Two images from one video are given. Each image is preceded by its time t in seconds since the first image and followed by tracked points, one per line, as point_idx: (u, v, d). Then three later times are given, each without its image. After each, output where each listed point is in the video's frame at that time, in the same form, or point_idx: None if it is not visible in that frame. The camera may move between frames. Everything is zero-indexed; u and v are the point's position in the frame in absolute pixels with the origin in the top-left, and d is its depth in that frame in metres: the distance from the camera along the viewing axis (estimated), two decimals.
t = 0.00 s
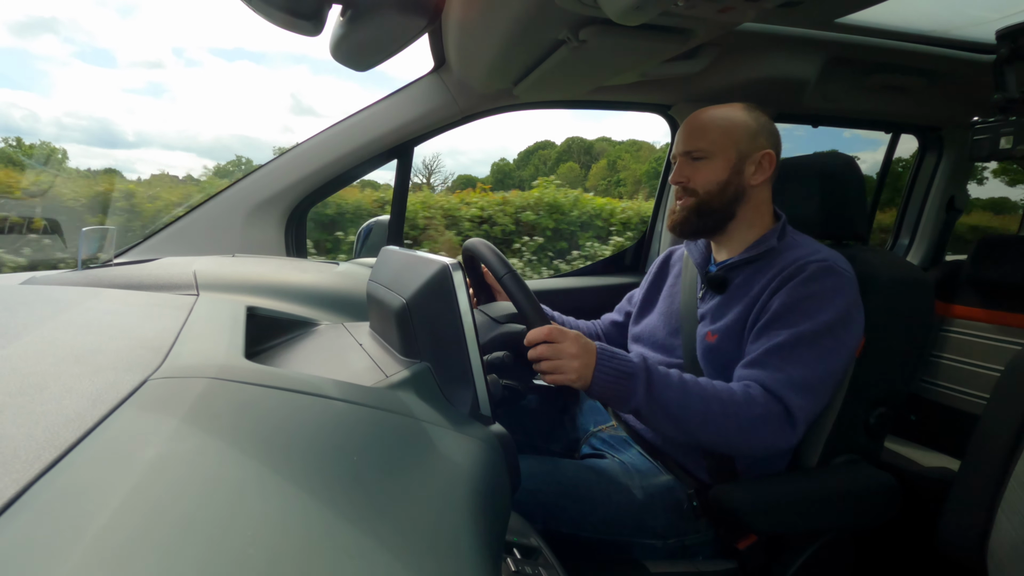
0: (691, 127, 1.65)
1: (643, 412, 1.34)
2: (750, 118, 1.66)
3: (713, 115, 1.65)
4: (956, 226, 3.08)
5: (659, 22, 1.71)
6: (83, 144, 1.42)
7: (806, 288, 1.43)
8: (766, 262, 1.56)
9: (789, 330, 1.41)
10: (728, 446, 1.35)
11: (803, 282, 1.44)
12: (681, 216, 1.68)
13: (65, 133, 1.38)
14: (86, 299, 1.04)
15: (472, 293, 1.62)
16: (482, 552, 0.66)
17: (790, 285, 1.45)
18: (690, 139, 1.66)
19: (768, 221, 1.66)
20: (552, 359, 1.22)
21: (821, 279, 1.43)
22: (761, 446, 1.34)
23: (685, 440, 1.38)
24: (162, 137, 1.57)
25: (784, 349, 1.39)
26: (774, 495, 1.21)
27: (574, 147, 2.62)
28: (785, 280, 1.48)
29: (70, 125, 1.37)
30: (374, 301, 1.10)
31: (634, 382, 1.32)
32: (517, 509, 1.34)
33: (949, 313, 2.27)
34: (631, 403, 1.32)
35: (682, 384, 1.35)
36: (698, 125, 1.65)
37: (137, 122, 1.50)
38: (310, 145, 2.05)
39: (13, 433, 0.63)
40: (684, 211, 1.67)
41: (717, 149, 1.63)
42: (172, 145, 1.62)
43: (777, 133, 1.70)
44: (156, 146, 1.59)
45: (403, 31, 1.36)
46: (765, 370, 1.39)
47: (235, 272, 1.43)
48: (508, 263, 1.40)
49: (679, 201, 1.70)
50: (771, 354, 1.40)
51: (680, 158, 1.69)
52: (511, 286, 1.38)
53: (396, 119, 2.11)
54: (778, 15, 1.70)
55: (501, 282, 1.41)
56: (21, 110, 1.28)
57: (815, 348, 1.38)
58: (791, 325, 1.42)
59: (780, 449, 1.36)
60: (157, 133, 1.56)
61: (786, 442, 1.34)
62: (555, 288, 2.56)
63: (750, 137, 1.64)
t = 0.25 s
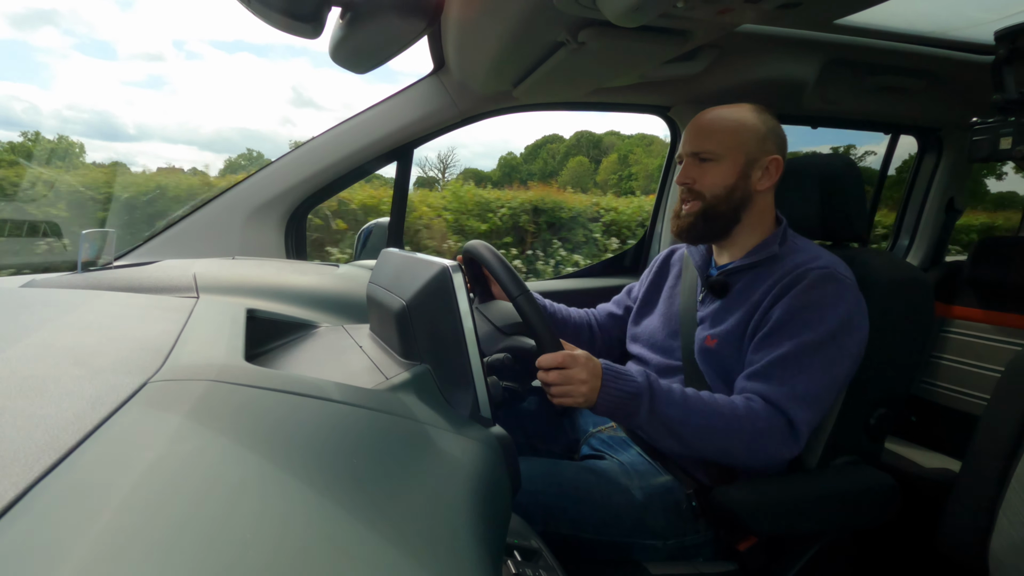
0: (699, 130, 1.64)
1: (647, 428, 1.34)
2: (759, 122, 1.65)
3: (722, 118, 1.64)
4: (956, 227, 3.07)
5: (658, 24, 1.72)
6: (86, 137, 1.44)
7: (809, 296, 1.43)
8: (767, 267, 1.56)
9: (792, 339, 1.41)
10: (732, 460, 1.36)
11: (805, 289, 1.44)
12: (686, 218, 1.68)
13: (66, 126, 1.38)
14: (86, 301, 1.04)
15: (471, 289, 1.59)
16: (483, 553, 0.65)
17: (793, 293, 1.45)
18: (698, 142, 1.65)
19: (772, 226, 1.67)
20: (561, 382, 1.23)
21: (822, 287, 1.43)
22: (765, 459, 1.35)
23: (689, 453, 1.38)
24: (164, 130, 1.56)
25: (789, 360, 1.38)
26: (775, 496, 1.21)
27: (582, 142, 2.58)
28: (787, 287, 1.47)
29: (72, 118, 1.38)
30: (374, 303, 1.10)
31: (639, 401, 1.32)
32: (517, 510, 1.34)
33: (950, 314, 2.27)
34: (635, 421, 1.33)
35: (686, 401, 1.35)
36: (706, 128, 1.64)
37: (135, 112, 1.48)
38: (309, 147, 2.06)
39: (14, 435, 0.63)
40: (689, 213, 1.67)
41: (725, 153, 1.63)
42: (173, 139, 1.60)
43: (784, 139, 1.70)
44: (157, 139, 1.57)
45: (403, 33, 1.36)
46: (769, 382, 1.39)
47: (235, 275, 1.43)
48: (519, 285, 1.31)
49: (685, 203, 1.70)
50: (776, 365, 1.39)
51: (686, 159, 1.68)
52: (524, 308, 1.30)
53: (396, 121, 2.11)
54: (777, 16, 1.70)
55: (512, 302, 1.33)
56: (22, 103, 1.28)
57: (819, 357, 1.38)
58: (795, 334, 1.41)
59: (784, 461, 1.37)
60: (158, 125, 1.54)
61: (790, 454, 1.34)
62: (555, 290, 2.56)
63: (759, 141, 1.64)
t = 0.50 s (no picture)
0: (691, 130, 1.65)
1: (643, 422, 1.34)
2: (751, 123, 1.66)
3: (714, 118, 1.64)
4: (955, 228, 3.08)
5: (659, 24, 1.72)
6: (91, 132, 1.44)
7: (802, 293, 1.43)
8: (760, 264, 1.56)
9: (786, 335, 1.41)
10: (727, 453, 1.36)
11: (799, 286, 1.44)
12: (678, 218, 1.68)
13: (71, 121, 1.38)
14: (85, 298, 1.04)
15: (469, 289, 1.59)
16: (481, 552, 0.65)
17: (786, 289, 1.45)
18: (690, 142, 1.66)
19: (764, 226, 1.66)
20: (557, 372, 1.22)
21: (815, 283, 1.43)
22: (759, 451, 1.35)
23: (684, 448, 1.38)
24: (167, 125, 1.57)
25: (783, 356, 1.39)
26: (771, 497, 1.21)
27: (592, 138, 2.63)
28: (779, 284, 1.48)
29: (76, 113, 1.38)
30: (373, 301, 1.10)
31: (635, 393, 1.32)
32: (515, 509, 1.34)
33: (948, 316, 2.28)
34: (631, 415, 1.32)
35: (681, 393, 1.35)
36: (698, 129, 1.64)
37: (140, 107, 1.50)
38: (309, 144, 2.06)
39: (11, 432, 0.62)
40: (682, 213, 1.68)
41: (717, 152, 1.63)
42: (177, 134, 1.60)
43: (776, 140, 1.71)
44: (161, 134, 1.58)
45: (403, 32, 1.36)
46: (763, 378, 1.39)
47: (234, 272, 1.42)
48: (515, 275, 1.27)
49: (677, 203, 1.70)
50: (770, 361, 1.40)
51: (679, 159, 1.68)
52: (520, 302, 1.25)
53: (396, 119, 2.11)
54: (778, 17, 1.70)
55: (507, 294, 1.29)
56: (27, 97, 1.28)
57: (812, 353, 1.38)
58: (788, 330, 1.42)
59: (778, 455, 1.37)
60: (161, 120, 1.55)
61: (784, 448, 1.34)
62: (554, 289, 2.56)
63: (751, 142, 1.64)
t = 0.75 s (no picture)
0: (700, 118, 1.64)
1: (643, 415, 1.34)
2: (761, 115, 1.65)
3: (725, 108, 1.64)
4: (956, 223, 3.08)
5: (658, 20, 1.71)
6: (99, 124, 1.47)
7: (805, 286, 1.43)
8: (761, 257, 1.56)
9: (788, 327, 1.41)
10: (727, 447, 1.36)
11: (801, 278, 1.44)
12: (682, 206, 1.68)
13: (74, 112, 1.39)
14: (85, 297, 1.04)
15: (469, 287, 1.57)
16: (482, 548, 0.66)
17: (789, 281, 1.45)
18: (699, 129, 1.65)
19: (768, 219, 1.66)
20: (557, 365, 1.21)
21: (817, 276, 1.43)
22: (759, 446, 1.36)
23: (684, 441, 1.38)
24: (171, 117, 1.56)
25: (784, 349, 1.39)
26: (772, 492, 1.21)
27: (603, 135, 2.63)
28: (782, 276, 1.48)
29: (81, 104, 1.39)
30: (373, 299, 1.10)
31: (635, 386, 1.32)
32: (516, 505, 1.34)
33: (949, 311, 2.27)
34: (631, 407, 1.33)
35: (681, 386, 1.36)
36: (708, 116, 1.64)
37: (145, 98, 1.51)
38: (309, 142, 2.06)
39: (14, 431, 0.63)
40: (686, 201, 1.67)
41: (725, 141, 1.62)
42: (181, 126, 1.60)
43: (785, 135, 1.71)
44: (166, 128, 1.58)
45: (403, 29, 1.36)
46: (763, 370, 1.39)
47: (234, 270, 1.43)
48: (512, 269, 1.26)
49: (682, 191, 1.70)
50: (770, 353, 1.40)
51: (688, 146, 1.68)
52: (519, 297, 1.24)
53: (396, 116, 2.11)
54: (777, 12, 1.70)
55: (506, 290, 1.28)
56: (31, 88, 1.29)
57: (813, 347, 1.38)
58: (789, 322, 1.41)
59: (778, 450, 1.37)
60: (165, 112, 1.55)
61: (784, 442, 1.34)
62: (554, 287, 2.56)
63: (760, 133, 1.63)
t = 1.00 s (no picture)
0: (713, 120, 1.63)
1: (645, 418, 1.34)
2: (775, 119, 1.64)
3: (738, 111, 1.63)
4: (956, 225, 3.08)
5: (658, 22, 1.71)
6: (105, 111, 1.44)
7: (811, 291, 1.43)
8: (766, 261, 1.56)
9: (793, 333, 1.41)
10: (728, 451, 1.36)
11: (808, 283, 1.44)
12: (691, 208, 1.68)
13: (77, 99, 1.33)
14: (84, 300, 1.04)
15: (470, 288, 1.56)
16: (484, 549, 0.65)
17: (795, 286, 1.45)
18: (711, 131, 1.64)
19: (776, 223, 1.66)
20: (557, 366, 1.21)
21: (824, 282, 1.43)
22: (760, 450, 1.35)
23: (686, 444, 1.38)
24: (172, 103, 1.55)
25: (787, 353, 1.39)
26: (773, 494, 1.21)
27: (614, 128, 2.72)
28: (788, 281, 1.48)
29: (83, 90, 1.34)
30: (373, 301, 1.11)
31: (638, 389, 1.32)
32: (517, 508, 1.34)
33: (949, 313, 2.28)
34: (634, 410, 1.33)
35: (683, 389, 1.36)
36: (721, 118, 1.63)
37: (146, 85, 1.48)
38: (309, 144, 2.06)
39: (14, 434, 0.63)
40: (696, 204, 1.67)
41: (737, 145, 1.62)
42: (183, 113, 1.58)
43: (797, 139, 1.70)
44: (167, 114, 1.57)
45: (403, 32, 1.36)
46: (766, 375, 1.39)
47: (234, 272, 1.43)
48: (511, 270, 1.25)
49: (691, 193, 1.70)
50: (773, 358, 1.40)
51: (699, 148, 1.67)
52: (518, 296, 1.23)
53: (397, 119, 2.11)
54: (777, 15, 1.70)
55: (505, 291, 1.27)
56: (32, 73, 1.23)
57: (817, 353, 1.38)
58: (795, 327, 1.41)
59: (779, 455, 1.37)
60: (166, 100, 1.54)
61: (785, 447, 1.34)
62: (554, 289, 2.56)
63: (772, 138, 1.63)
